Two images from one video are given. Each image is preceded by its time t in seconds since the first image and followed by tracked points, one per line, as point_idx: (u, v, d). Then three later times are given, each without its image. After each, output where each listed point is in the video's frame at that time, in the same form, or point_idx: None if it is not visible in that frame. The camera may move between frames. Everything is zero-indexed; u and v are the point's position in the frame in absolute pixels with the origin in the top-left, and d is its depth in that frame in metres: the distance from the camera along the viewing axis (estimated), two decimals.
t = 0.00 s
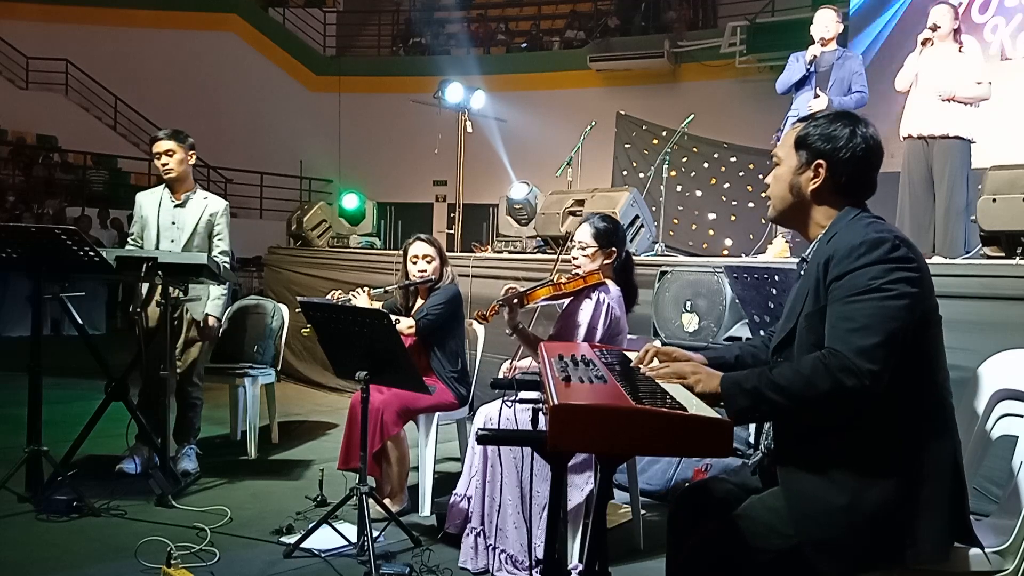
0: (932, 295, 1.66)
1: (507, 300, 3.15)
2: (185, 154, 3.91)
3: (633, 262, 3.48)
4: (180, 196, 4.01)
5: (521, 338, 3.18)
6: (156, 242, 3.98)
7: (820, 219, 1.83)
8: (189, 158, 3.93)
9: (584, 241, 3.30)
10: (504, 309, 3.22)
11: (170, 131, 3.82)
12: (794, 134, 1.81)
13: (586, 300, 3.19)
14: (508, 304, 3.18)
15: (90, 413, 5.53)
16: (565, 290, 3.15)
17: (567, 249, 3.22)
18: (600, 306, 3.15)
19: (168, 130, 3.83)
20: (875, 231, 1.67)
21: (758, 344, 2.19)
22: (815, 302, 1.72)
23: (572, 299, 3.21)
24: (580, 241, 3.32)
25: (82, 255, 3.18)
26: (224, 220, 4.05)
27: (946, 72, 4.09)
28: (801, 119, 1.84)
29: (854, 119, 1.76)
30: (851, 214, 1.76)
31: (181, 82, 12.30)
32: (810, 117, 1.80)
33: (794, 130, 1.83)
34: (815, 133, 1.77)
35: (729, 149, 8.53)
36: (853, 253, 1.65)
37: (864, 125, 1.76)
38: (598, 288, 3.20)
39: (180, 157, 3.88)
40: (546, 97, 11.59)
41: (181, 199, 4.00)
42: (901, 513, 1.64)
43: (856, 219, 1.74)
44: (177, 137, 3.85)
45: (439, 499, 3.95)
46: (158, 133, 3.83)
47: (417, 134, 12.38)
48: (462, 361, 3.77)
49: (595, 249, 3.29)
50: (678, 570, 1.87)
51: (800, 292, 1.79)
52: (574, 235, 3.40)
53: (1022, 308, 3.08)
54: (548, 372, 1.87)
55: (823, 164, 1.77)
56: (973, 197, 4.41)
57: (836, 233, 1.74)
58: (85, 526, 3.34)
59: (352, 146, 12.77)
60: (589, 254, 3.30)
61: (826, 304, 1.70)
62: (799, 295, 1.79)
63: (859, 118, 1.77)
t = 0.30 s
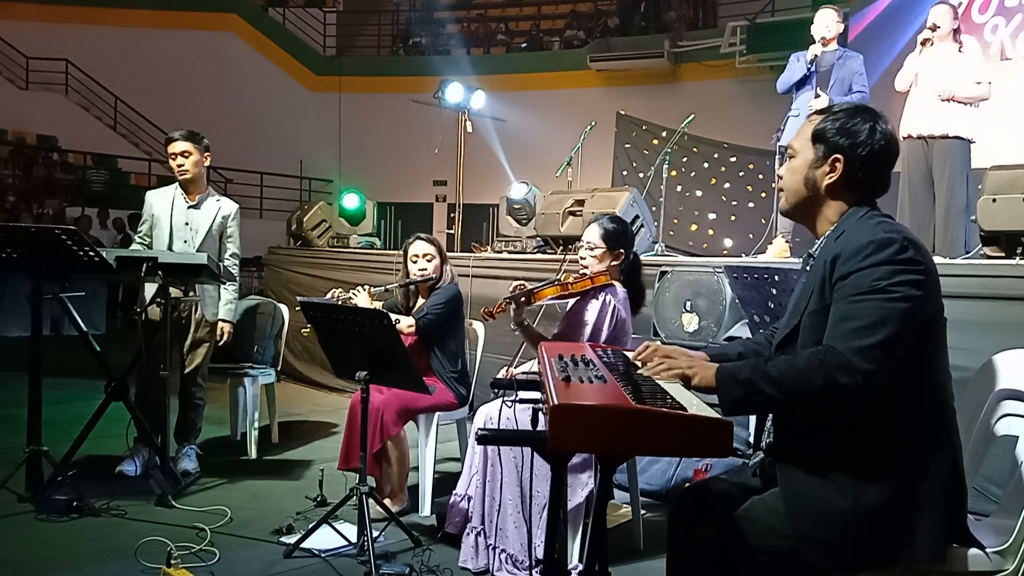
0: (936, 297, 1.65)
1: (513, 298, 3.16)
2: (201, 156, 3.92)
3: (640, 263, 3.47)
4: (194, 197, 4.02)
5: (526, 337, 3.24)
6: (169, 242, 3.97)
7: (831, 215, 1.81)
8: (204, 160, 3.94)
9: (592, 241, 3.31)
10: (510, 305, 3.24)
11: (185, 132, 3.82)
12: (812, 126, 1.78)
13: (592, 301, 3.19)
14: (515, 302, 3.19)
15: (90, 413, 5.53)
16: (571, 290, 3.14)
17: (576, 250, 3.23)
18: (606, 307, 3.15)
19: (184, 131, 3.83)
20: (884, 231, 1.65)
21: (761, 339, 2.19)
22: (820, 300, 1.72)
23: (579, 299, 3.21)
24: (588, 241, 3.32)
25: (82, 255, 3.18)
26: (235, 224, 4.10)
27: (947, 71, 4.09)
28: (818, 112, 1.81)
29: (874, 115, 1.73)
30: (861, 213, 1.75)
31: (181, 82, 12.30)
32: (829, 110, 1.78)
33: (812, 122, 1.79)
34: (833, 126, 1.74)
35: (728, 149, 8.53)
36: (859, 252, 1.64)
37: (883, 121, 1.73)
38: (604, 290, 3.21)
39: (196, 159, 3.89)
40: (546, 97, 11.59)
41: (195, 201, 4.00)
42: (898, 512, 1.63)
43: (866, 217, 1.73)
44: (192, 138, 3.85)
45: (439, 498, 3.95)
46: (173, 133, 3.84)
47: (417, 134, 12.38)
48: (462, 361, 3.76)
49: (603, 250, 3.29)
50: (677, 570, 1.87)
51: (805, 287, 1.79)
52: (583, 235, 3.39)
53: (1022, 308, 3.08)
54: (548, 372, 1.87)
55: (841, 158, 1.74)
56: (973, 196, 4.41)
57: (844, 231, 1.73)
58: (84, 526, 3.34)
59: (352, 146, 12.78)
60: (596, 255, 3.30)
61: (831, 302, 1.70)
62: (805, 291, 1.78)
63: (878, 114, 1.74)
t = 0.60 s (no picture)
0: (940, 299, 1.64)
1: (519, 298, 3.14)
2: (207, 161, 3.92)
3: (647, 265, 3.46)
4: (198, 201, 4.02)
5: (531, 336, 3.27)
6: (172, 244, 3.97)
7: (837, 214, 1.81)
8: (210, 165, 3.94)
9: (599, 242, 3.31)
10: (516, 306, 3.20)
11: (194, 135, 3.82)
12: (822, 124, 1.77)
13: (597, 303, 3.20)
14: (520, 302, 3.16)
15: (90, 413, 5.53)
16: (577, 292, 3.16)
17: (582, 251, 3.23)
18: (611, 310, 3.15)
19: (193, 135, 3.84)
20: (887, 234, 1.64)
21: (762, 338, 2.19)
22: (822, 301, 1.72)
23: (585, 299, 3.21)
24: (595, 242, 3.32)
25: (82, 255, 3.18)
26: (239, 226, 4.09)
27: (946, 71, 4.09)
28: (829, 109, 1.80)
29: (887, 112, 1.72)
30: (868, 214, 1.73)
31: (181, 82, 12.31)
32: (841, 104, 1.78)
33: (822, 120, 1.79)
34: (845, 124, 1.72)
35: (729, 149, 8.53)
36: (861, 255, 1.63)
37: (895, 119, 1.72)
38: (610, 292, 3.21)
39: (202, 163, 3.88)
40: (546, 97, 11.59)
41: (199, 204, 4.00)
42: (898, 515, 1.63)
43: (872, 219, 1.71)
44: (200, 142, 3.85)
45: (439, 498, 3.95)
46: (182, 136, 3.84)
47: (417, 134, 12.38)
48: (462, 361, 3.77)
49: (609, 251, 3.29)
50: (677, 570, 1.87)
51: (809, 287, 1.78)
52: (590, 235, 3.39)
53: (1022, 308, 3.08)
54: (548, 372, 1.88)
55: (852, 157, 1.72)
56: (974, 196, 4.42)
57: (849, 232, 1.72)
58: (84, 526, 3.34)
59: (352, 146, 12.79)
60: (603, 256, 3.30)
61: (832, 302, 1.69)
62: (808, 290, 1.77)
63: (890, 112, 1.73)
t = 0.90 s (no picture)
0: (944, 304, 1.62)
1: (526, 298, 3.15)
2: (204, 160, 3.93)
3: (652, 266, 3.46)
4: (192, 199, 4.02)
5: (536, 334, 3.26)
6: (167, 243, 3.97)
7: (842, 214, 1.81)
8: (207, 164, 3.96)
9: (604, 243, 3.30)
10: (522, 305, 3.21)
11: (193, 133, 3.85)
12: (826, 121, 1.77)
13: (603, 304, 3.20)
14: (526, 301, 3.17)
15: (90, 413, 5.53)
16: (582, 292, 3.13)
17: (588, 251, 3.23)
18: (615, 311, 3.16)
19: (191, 134, 3.86)
20: (892, 239, 1.62)
21: (764, 337, 2.18)
22: (823, 304, 1.71)
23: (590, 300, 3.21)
24: (600, 242, 3.31)
25: (82, 255, 3.18)
26: (234, 224, 4.08)
27: (946, 71, 4.08)
28: (832, 105, 1.79)
29: (891, 109, 1.72)
30: (874, 217, 1.72)
31: (181, 82, 12.30)
32: (844, 99, 1.78)
33: (826, 117, 1.78)
34: (850, 122, 1.72)
35: (728, 149, 8.52)
36: (864, 259, 1.61)
37: (900, 116, 1.72)
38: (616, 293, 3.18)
39: (199, 163, 3.90)
40: (546, 97, 11.58)
41: (193, 202, 4.00)
42: (896, 520, 1.62)
43: (877, 222, 1.70)
44: (199, 141, 3.87)
45: (439, 498, 3.95)
46: (181, 134, 3.86)
47: (417, 134, 12.38)
48: (462, 362, 3.78)
49: (614, 252, 3.29)
50: (677, 570, 1.86)
51: (811, 288, 1.77)
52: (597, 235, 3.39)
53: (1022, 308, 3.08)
54: (548, 372, 1.88)
55: (858, 157, 1.72)
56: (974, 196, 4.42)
57: (852, 234, 1.71)
58: (83, 526, 3.34)
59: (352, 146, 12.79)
60: (607, 255, 3.29)
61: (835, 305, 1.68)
62: (811, 291, 1.77)
63: (894, 108, 1.73)
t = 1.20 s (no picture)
0: (946, 310, 1.61)
1: (531, 299, 3.12)
2: (193, 159, 3.94)
3: (654, 268, 3.47)
4: (181, 198, 4.02)
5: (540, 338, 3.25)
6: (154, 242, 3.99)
7: (845, 220, 1.79)
8: (196, 163, 3.96)
9: (608, 243, 3.30)
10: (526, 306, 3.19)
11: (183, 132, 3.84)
12: (814, 128, 1.74)
13: (607, 305, 3.18)
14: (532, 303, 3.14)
15: (90, 413, 5.53)
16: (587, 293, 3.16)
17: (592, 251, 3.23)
18: (618, 313, 3.16)
19: (181, 132, 3.86)
20: (894, 246, 1.61)
21: (766, 339, 2.18)
22: (826, 312, 1.70)
23: (593, 301, 3.20)
24: (604, 242, 3.31)
25: (82, 254, 3.18)
26: (223, 222, 4.06)
27: (945, 71, 4.07)
28: (813, 109, 1.76)
29: (875, 104, 1.72)
30: (875, 224, 1.71)
31: (181, 82, 12.30)
32: (825, 103, 1.75)
33: (812, 123, 1.75)
34: (845, 127, 1.70)
35: (729, 149, 8.53)
36: (866, 268, 1.61)
37: (884, 111, 1.72)
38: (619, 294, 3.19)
39: (188, 161, 3.90)
40: (546, 97, 11.59)
41: (181, 201, 4.00)
42: (896, 531, 1.60)
43: (878, 228, 1.69)
44: (188, 139, 3.87)
45: (439, 499, 3.95)
46: (170, 133, 3.86)
47: (417, 134, 12.38)
48: (463, 361, 3.79)
49: (617, 253, 3.29)
50: (676, 570, 1.86)
51: (813, 294, 1.76)
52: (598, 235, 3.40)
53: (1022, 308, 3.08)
54: (548, 372, 1.88)
55: (860, 160, 1.70)
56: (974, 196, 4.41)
57: (855, 240, 1.70)
58: (84, 526, 3.34)
59: (352, 146, 12.79)
60: (611, 256, 3.30)
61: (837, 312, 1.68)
62: (813, 297, 1.76)
63: (877, 102, 1.72)
